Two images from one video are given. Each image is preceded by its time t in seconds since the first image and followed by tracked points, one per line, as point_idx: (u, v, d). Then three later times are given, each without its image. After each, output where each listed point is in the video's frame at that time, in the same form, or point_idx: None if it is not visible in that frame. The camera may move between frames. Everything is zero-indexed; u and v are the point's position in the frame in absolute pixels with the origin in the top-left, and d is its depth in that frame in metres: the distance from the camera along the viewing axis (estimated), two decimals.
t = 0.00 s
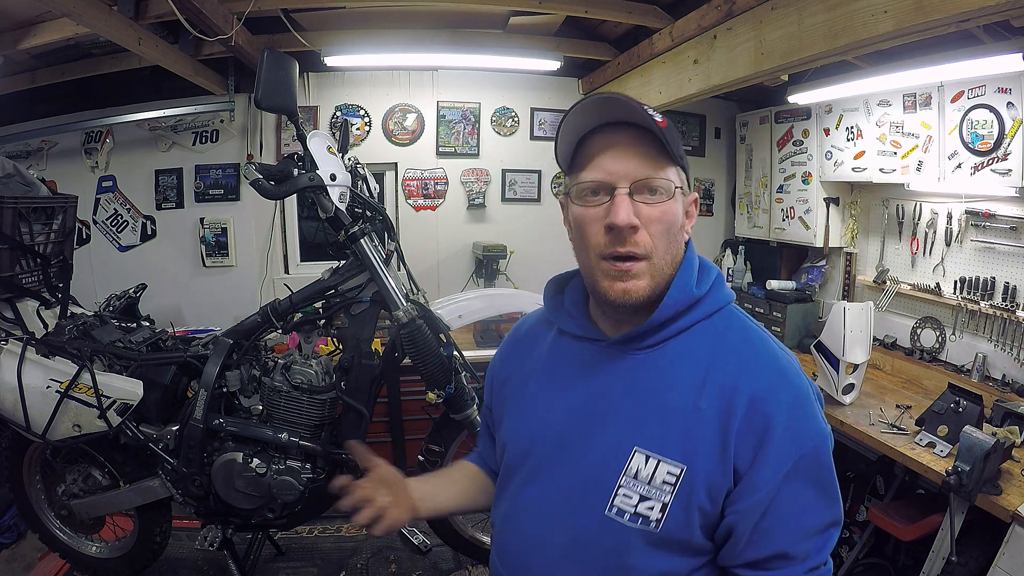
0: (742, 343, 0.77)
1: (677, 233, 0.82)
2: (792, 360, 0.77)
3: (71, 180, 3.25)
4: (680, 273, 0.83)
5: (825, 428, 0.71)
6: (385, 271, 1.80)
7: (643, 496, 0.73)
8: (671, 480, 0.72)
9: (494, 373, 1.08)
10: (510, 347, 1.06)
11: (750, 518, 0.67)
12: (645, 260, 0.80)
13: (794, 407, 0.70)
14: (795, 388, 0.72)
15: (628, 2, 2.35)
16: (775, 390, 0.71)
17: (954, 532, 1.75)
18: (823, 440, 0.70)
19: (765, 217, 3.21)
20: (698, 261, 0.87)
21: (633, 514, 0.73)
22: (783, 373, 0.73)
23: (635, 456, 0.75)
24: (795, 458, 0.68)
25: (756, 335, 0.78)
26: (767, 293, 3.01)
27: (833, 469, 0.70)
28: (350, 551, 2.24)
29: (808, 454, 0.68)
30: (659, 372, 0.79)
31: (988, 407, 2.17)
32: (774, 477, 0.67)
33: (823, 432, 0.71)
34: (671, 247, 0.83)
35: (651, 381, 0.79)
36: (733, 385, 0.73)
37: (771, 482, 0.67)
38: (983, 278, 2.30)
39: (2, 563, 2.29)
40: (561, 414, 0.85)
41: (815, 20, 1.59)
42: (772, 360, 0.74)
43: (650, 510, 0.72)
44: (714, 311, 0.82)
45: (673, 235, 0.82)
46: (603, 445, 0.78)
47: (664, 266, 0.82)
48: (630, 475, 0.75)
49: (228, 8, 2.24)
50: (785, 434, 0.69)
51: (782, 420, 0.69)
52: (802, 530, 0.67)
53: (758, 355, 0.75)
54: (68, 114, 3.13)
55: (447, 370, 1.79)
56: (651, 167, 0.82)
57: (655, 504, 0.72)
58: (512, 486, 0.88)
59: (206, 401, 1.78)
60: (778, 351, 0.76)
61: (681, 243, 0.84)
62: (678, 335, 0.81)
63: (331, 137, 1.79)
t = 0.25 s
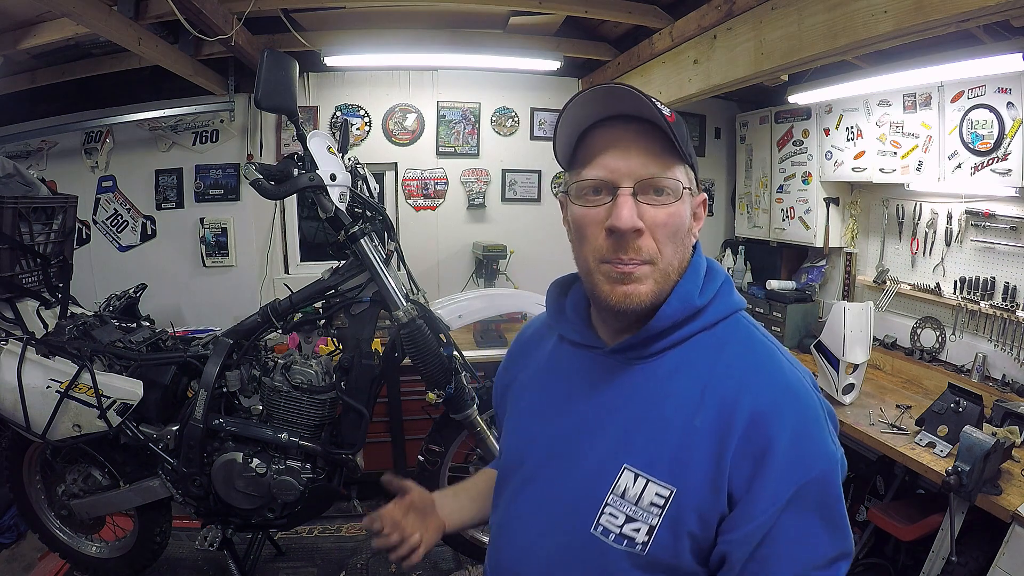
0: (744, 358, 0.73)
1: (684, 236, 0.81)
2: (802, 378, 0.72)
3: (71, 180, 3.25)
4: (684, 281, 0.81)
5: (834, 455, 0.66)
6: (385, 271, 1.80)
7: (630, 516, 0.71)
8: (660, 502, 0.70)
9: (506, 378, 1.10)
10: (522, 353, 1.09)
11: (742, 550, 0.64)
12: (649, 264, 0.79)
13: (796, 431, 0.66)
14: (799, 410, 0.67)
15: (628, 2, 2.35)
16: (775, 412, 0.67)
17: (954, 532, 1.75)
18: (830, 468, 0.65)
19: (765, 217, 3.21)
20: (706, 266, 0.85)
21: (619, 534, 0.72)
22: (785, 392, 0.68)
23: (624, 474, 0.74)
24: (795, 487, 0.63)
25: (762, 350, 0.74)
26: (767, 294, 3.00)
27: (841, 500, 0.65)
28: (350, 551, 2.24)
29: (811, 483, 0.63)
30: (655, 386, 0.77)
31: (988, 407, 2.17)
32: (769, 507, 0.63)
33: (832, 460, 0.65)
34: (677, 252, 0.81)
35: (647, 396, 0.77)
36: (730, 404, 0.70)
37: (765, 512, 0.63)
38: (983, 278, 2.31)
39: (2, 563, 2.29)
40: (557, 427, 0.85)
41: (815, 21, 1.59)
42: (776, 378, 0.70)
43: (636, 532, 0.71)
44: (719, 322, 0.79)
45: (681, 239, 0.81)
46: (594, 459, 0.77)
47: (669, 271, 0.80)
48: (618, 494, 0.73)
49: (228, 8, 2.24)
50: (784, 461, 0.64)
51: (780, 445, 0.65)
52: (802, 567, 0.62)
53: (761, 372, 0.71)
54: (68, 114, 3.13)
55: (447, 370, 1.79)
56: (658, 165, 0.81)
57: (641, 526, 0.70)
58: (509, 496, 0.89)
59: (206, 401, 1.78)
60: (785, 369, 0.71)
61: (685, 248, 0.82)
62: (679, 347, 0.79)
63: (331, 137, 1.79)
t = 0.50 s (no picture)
0: (747, 373, 0.69)
1: (681, 239, 0.78)
2: (812, 397, 0.67)
3: (71, 180, 3.25)
4: (687, 288, 0.78)
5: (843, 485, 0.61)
6: (385, 271, 1.80)
7: (618, 535, 0.69)
8: (648, 523, 0.67)
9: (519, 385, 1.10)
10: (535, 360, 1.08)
11: None
12: (648, 269, 0.76)
13: (797, 456, 0.61)
14: (803, 432, 0.62)
15: (628, 2, 2.35)
16: (775, 433, 0.62)
17: (954, 532, 1.75)
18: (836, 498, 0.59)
19: (765, 217, 3.21)
20: (714, 272, 0.81)
21: (605, 552, 0.69)
22: (789, 412, 0.64)
23: (615, 490, 0.71)
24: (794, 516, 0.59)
25: (769, 365, 0.70)
26: (768, 294, 2.99)
27: (848, 534, 0.60)
28: (350, 551, 2.24)
29: (813, 513, 0.59)
30: (653, 399, 0.74)
31: (988, 407, 2.17)
32: (763, 536, 0.59)
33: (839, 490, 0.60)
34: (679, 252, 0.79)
35: (645, 409, 0.75)
36: (728, 421, 0.66)
37: (759, 542, 0.59)
38: (983, 278, 2.31)
39: (3, 564, 2.29)
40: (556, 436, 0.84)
41: (815, 21, 1.59)
42: (781, 396, 0.65)
43: (623, 551, 0.68)
44: (724, 334, 0.75)
45: (681, 240, 0.78)
46: (586, 472, 0.75)
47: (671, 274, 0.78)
48: (607, 510, 0.71)
49: (228, 8, 2.24)
50: (781, 486, 0.60)
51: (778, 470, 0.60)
52: None
53: (764, 389, 0.67)
54: (68, 115, 3.13)
55: (447, 369, 1.78)
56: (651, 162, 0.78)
57: (629, 546, 0.68)
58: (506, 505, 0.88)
59: (206, 401, 1.78)
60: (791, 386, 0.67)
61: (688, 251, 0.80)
62: (681, 358, 0.76)
63: (331, 137, 1.79)
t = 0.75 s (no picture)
0: (751, 389, 0.66)
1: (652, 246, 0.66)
2: (819, 419, 0.64)
3: (71, 180, 3.25)
4: (687, 295, 0.72)
5: (842, 517, 0.59)
6: (385, 271, 1.80)
7: (605, 549, 0.69)
8: (637, 540, 0.66)
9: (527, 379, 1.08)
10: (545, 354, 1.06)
11: None
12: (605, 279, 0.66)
13: (794, 485, 0.59)
14: (804, 459, 0.60)
15: (628, 2, 2.35)
16: (773, 460, 0.60)
17: (954, 532, 1.75)
18: (832, 530, 0.58)
19: (765, 217, 3.21)
20: (723, 277, 0.77)
21: (592, 565, 0.70)
22: (790, 435, 0.61)
23: (606, 503, 0.70)
24: (786, 546, 0.57)
25: (776, 381, 0.66)
26: (767, 293, 2.99)
27: (844, 567, 0.58)
28: (350, 551, 2.24)
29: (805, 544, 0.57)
30: (651, 411, 0.72)
31: (989, 407, 2.17)
32: (751, 565, 0.58)
33: (837, 522, 0.58)
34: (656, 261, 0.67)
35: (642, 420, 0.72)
36: (725, 441, 0.63)
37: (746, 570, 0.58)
38: (983, 278, 2.31)
39: (3, 564, 2.30)
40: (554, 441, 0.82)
41: (815, 21, 1.59)
42: (785, 419, 0.62)
43: (609, 565, 0.68)
44: (728, 344, 0.72)
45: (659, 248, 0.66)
46: (579, 482, 0.75)
47: (639, 287, 0.67)
48: (596, 523, 0.70)
49: (228, 8, 2.24)
50: (775, 516, 0.58)
51: (773, 499, 0.58)
52: None
53: (767, 409, 0.63)
54: (68, 115, 3.13)
55: (447, 369, 1.78)
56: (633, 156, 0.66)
57: (616, 562, 0.67)
58: (504, 505, 0.88)
59: (206, 401, 1.78)
60: (798, 408, 0.63)
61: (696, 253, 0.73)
62: (683, 368, 0.73)
63: (331, 137, 1.79)
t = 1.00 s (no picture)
0: (747, 410, 0.64)
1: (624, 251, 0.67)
2: (819, 446, 0.61)
3: (71, 180, 3.25)
4: (685, 306, 0.72)
5: (834, 552, 0.56)
6: (385, 271, 1.80)
7: (591, 563, 0.69)
8: (622, 556, 0.66)
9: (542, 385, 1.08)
10: (560, 359, 1.05)
11: None
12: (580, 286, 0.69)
13: (782, 514, 0.57)
14: (795, 489, 0.58)
15: (628, 2, 2.35)
16: (761, 486, 0.58)
17: (954, 532, 1.75)
18: (820, 566, 0.55)
19: (765, 217, 3.21)
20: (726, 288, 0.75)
21: None
22: (782, 463, 0.59)
23: (596, 517, 0.70)
24: None
25: (775, 403, 0.64)
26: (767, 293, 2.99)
27: None
28: (350, 551, 2.23)
29: None
30: (648, 425, 0.72)
31: (988, 407, 2.17)
32: None
33: (826, 558, 0.56)
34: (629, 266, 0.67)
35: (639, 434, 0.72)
36: (715, 462, 0.62)
37: None
38: (983, 278, 2.31)
39: (3, 564, 2.30)
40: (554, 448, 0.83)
41: (815, 21, 1.59)
42: (779, 444, 0.60)
43: None
44: (729, 361, 0.70)
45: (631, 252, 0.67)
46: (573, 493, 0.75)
47: (611, 291, 0.68)
48: (585, 536, 0.71)
49: (228, 8, 2.24)
50: (759, 545, 0.57)
51: (758, 527, 0.57)
52: None
53: (762, 433, 0.62)
54: (68, 114, 3.13)
55: (447, 369, 1.78)
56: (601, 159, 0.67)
57: None
58: (506, 510, 0.89)
59: (206, 401, 1.78)
60: (795, 433, 0.61)
61: (694, 261, 0.73)
62: (681, 382, 0.72)
63: (331, 137, 1.79)
